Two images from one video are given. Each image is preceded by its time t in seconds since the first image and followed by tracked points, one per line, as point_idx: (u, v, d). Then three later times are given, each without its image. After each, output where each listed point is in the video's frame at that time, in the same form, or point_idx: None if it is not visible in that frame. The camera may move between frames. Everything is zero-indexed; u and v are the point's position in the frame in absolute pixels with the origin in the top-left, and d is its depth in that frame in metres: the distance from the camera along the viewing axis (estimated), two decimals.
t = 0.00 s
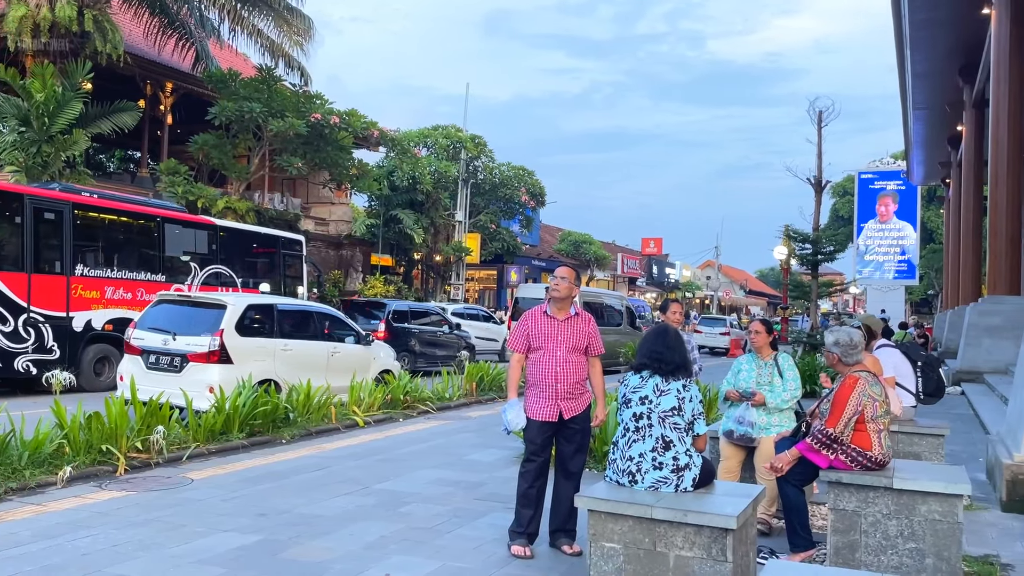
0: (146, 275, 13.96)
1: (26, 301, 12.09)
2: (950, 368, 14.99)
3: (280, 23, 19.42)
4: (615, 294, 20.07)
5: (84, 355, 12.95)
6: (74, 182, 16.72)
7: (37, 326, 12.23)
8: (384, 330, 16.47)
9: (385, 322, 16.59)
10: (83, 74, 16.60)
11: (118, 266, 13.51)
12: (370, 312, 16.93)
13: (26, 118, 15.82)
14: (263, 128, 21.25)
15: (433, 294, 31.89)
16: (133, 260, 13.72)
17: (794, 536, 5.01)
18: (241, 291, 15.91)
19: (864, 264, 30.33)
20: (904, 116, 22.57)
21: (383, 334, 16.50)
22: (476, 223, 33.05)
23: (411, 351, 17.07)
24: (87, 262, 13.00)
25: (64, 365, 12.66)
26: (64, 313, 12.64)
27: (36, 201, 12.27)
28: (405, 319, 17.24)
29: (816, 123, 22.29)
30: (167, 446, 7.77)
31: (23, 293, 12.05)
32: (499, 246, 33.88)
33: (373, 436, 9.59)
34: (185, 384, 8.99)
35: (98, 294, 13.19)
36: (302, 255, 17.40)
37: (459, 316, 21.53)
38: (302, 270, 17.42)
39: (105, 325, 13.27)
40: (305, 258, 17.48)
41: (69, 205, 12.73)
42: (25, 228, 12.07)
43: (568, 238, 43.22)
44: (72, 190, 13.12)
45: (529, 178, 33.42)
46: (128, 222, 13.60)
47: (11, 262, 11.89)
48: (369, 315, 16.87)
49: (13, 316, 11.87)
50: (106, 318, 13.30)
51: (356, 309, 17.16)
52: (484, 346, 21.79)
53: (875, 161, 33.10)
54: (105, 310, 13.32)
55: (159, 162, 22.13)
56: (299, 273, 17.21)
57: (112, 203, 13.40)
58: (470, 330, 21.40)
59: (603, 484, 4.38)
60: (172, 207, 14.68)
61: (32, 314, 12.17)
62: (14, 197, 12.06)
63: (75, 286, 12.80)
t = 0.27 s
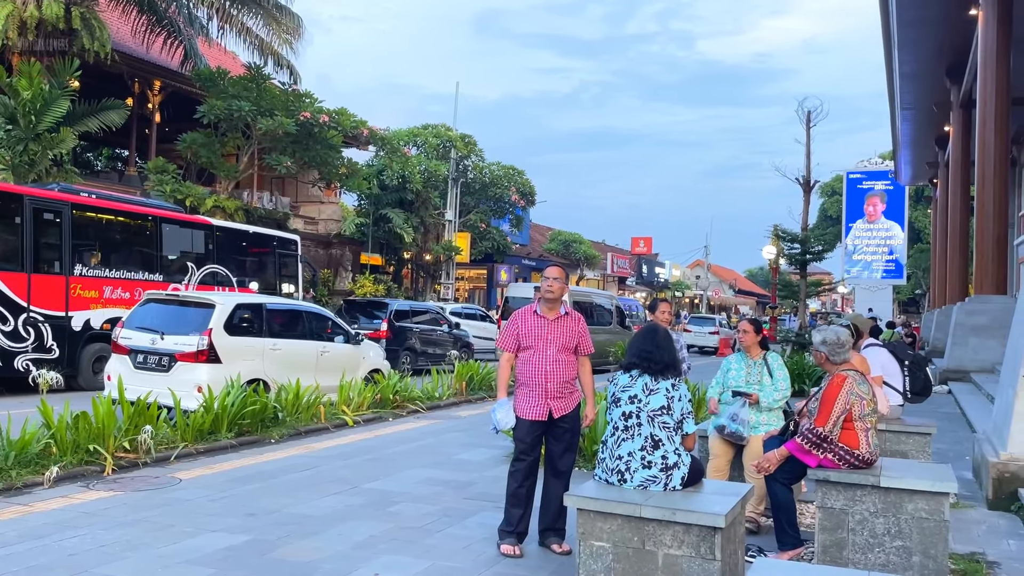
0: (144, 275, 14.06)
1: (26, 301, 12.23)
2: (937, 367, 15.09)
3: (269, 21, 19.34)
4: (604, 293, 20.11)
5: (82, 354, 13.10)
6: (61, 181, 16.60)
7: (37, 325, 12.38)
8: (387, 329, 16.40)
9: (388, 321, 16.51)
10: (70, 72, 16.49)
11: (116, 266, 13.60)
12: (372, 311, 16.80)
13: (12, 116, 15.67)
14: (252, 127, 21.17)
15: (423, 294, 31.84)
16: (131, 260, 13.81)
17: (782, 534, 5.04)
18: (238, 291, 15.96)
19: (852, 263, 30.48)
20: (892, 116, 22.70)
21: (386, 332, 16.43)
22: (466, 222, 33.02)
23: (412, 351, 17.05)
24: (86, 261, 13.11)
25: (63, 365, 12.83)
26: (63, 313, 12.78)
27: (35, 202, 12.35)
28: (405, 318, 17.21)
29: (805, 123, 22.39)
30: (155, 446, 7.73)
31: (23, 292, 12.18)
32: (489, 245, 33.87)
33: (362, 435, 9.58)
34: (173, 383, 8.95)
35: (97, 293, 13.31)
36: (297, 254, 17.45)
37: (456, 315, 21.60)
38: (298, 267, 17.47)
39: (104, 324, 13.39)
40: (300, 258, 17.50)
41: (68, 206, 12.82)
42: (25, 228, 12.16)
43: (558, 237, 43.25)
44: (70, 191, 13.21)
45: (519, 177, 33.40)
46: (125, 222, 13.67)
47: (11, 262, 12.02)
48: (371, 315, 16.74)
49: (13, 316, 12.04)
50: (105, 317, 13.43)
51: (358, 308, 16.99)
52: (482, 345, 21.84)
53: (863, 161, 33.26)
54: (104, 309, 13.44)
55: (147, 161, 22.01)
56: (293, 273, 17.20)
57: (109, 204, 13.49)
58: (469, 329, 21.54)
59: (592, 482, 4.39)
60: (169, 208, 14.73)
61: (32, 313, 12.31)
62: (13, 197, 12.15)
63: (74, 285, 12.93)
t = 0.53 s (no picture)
0: (141, 275, 14.04)
1: (24, 300, 12.23)
2: (926, 366, 15.18)
3: (259, 20, 19.29)
4: (595, 292, 20.13)
5: (79, 353, 13.02)
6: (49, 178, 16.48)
7: (35, 324, 12.37)
8: (388, 328, 16.46)
9: (389, 321, 16.56)
10: (58, 70, 16.39)
11: (114, 265, 13.59)
12: (374, 311, 16.82)
13: None
14: (242, 126, 21.08)
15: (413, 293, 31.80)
16: (128, 260, 13.81)
17: (772, 533, 5.05)
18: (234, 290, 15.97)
19: (841, 263, 30.63)
20: (881, 116, 22.81)
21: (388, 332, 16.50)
22: (457, 222, 33.02)
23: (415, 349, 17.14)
24: (83, 261, 13.09)
25: (60, 365, 12.74)
26: (61, 312, 12.76)
27: (34, 201, 12.33)
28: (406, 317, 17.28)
29: (794, 123, 22.49)
30: (144, 446, 7.69)
31: (21, 292, 12.17)
32: (480, 244, 33.85)
33: (353, 434, 9.55)
34: (162, 382, 8.91)
35: (95, 293, 13.30)
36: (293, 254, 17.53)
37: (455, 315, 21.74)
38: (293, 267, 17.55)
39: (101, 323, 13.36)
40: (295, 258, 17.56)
41: (66, 205, 12.81)
42: (23, 228, 12.15)
43: (548, 237, 43.29)
44: (68, 190, 13.16)
45: (510, 176, 33.39)
46: (122, 222, 13.65)
47: (10, 261, 12.00)
48: (372, 314, 16.77)
49: (11, 315, 12.02)
50: (103, 317, 13.40)
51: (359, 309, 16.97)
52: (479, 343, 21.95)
53: (852, 161, 33.43)
54: (102, 308, 13.42)
55: (136, 160, 21.89)
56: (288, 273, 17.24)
57: (107, 203, 13.47)
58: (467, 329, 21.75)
59: (582, 481, 4.40)
60: (165, 208, 14.73)
61: (30, 313, 12.31)
62: (12, 197, 12.11)
63: (72, 284, 12.92)
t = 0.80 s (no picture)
0: (137, 274, 13.99)
1: (21, 300, 12.20)
2: (915, 365, 15.27)
3: (250, 18, 19.23)
4: (587, 292, 20.15)
5: (77, 353, 12.96)
6: (38, 176, 16.37)
7: (32, 324, 12.35)
8: (392, 328, 16.59)
9: (393, 320, 16.70)
10: (48, 67, 16.32)
11: (111, 265, 13.55)
12: (377, 312, 16.92)
13: None
14: (233, 124, 21.00)
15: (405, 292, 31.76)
16: (124, 259, 13.75)
17: (763, 531, 5.07)
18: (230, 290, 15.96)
19: (832, 262, 30.75)
20: (872, 116, 22.91)
21: (392, 331, 16.63)
22: (449, 221, 32.99)
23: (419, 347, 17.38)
24: (80, 260, 13.04)
25: (57, 364, 12.71)
26: (58, 311, 12.71)
27: (31, 201, 12.28)
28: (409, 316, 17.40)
29: (785, 123, 22.56)
30: (134, 446, 7.66)
31: (18, 291, 12.14)
32: (471, 244, 33.83)
33: (344, 434, 9.53)
34: (153, 382, 8.87)
35: (92, 293, 13.26)
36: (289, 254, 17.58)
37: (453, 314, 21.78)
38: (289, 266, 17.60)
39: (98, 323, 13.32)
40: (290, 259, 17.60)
41: (63, 205, 12.76)
42: (20, 228, 12.09)
43: (540, 236, 43.33)
44: (65, 190, 13.09)
45: (502, 175, 33.35)
46: (118, 221, 13.58)
47: (7, 260, 11.95)
48: (375, 315, 16.87)
49: (9, 314, 12.02)
50: (100, 317, 13.36)
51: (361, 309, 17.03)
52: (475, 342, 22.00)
53: (843, 161, 33.56)
54: (98, 308, 13.38)
55: (126, 158, 21.78)
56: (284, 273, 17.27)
57: (103, 203, 13.40)
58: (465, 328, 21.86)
59: (574, 480, 4.40)
60: (161, 207, 14.70)
61: (28, 312, 12.28)
62: (9, 197, 12.05)
63: (69, 283, 12.88)
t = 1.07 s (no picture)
0: (134, 273, 13.91)
1: (18, 299, 12.15)
2: (907, 364, 15.34)
3: (243, 16, 19.21)
4: (581, 291, 20.15)
5: (75, 352, 12.92)
6: (30, 175, 16.28)
7: (29, 323, 12.30)
8: (395, 327, 17.00)
9: (395, 320, 17.11)
10: (40, 65, 16.27)
11: (108, 264, 13.46)
12: (379, 311, 17.33)
13: None
14: (225, 123, 20.92)
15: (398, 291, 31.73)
16: (121, 259, 13.69)
17: (755, 531, 5.08)
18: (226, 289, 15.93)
19: (824, 262, 30.86)
20: (864, 116, 22.99)
21: (394, 331, 17.03)
22: (442, 220, 32.98)
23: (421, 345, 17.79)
24: (77, 260, 12.97)
25: (53, 363, 12.67)
26: (55, 310, 12.66)
27: (28, 201, 12.26)
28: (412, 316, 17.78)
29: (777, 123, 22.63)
30: (126, 445, 7.62)
31: (15, 290, 12.10)
32: (465, 243, 33.81)
33: (337, 434, 9.51)
34: (145, 381, 8.84)
35: (88, 292, 13.18)
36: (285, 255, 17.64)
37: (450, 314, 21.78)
38: (284, 266, 17.64)
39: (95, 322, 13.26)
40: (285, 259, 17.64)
41: (60, 205, 12.71)
42: (17, 227, 12.05)
43: (534, 235, 43.37)
44: (61, 189, 13.04)
45: (495, 174, 33.34)
46: (115, 221, 13.51)
47: (3, 260, 11.92)
48: (378, 314, 17.29)
49: (6, 313, 11.97)
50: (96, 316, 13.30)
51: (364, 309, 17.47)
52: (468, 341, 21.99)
53: (835, 161, 33.67)
54: (95, 307, 13.33)
55: (118, 156, 21.69)
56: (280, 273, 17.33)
57: (99, 202, 13.34)
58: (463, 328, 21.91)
59: (568, 480, 4.40)
60: (158, 207, 14.66)
61: (25, 311, 12.24)
62: (5, 196, 12.02)
63: (66, 283, 12.80)
